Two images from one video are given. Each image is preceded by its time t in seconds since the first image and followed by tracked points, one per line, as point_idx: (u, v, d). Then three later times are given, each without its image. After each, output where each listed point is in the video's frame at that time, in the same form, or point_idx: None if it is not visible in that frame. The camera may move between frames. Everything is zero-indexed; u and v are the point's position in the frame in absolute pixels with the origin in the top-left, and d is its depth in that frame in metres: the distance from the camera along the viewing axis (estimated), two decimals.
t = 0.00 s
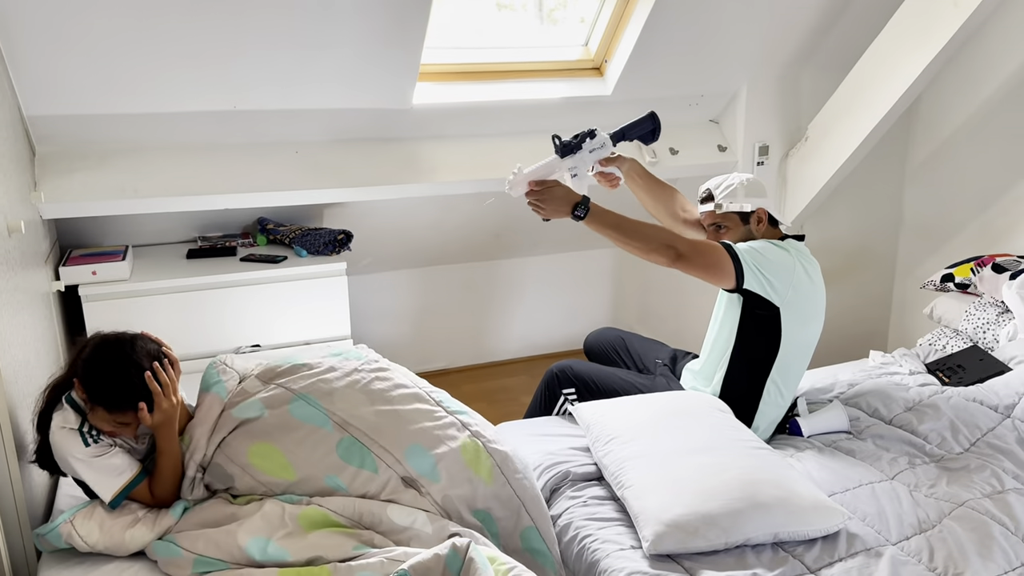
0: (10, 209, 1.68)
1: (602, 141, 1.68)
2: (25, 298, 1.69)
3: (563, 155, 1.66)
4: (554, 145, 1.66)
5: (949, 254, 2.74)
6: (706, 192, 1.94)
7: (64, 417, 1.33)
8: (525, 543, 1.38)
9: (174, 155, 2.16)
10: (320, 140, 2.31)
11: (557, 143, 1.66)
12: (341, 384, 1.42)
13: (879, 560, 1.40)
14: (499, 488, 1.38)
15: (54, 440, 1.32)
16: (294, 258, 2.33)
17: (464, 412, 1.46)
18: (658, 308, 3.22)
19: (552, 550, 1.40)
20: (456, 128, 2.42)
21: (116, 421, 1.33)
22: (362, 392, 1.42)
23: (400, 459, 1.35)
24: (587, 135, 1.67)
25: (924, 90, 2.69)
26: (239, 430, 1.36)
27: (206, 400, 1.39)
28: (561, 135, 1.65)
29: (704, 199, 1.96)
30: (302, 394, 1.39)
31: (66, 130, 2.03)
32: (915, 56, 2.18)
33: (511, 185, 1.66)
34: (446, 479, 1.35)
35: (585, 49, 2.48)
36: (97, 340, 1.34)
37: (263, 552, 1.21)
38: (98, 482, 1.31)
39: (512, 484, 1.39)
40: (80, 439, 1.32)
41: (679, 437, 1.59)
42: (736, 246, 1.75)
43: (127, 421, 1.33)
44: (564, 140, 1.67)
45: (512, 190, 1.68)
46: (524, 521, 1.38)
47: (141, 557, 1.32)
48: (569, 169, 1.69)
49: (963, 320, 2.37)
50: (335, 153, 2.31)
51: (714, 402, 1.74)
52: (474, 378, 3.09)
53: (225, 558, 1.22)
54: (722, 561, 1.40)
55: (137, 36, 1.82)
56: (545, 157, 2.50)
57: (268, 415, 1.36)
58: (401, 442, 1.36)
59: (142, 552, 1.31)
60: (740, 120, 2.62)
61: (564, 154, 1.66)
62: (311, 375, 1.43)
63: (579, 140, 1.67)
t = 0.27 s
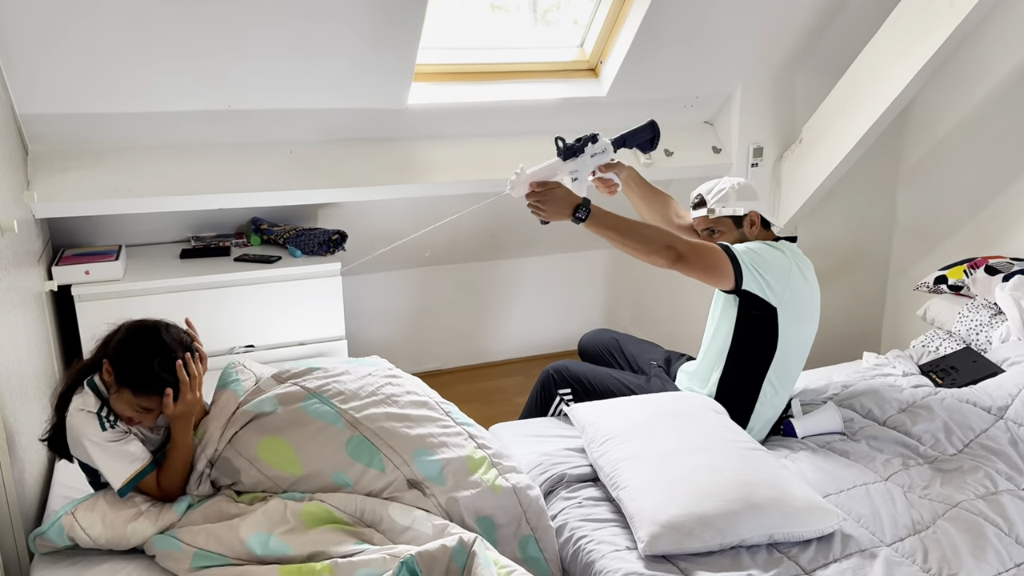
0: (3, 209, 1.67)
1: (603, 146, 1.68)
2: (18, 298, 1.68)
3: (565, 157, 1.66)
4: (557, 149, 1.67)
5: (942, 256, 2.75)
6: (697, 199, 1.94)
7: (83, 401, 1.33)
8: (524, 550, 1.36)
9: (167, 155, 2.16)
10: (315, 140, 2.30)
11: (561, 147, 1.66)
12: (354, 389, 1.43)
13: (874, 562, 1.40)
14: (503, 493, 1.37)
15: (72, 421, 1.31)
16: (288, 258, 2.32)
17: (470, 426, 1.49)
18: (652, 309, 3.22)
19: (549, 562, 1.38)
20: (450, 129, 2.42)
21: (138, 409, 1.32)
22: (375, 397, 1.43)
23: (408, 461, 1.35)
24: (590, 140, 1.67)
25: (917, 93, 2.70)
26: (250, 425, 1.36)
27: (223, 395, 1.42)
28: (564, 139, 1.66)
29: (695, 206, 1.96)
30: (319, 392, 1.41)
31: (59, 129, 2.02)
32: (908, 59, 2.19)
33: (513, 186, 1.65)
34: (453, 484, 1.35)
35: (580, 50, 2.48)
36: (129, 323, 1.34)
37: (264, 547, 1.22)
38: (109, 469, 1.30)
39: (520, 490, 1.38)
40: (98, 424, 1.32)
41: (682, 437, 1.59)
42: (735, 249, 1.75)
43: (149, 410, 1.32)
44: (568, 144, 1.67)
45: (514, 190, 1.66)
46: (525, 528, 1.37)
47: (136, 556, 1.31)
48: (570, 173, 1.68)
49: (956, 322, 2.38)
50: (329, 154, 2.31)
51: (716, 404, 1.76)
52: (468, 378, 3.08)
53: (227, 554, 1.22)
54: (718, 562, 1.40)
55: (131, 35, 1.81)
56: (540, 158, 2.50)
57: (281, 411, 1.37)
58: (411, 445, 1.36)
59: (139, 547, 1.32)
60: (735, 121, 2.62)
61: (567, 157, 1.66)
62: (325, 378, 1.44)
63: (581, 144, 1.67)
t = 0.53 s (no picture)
0: None
1: (595, 157, 1.68)
2: (7, 298, 1.67)
3: (557, 169, 1.66)
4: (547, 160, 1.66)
5: (932, 259, 2.76)
6: (689, 205, 1.95)
7: (95, 395, 1.35)
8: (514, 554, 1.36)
9: (159, 154, 2.14)
10: (307, 140, 2.29)
11: (551, 159, 1.66)
12: (350, 391, 1.42)
13: (865, 565, 1.40)
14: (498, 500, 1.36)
15: (80, 415, 1.34)
16: (279, 258, 2.31)
17: (467, 432, 1.48)
18: (644, 311, 3.22)
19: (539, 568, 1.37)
20: (443, 130, 2.41)
21: (154, 406, 1.35)
22: (370, 400, 1.42)
23: (403, 466, 1.34)
24: (581, 151, 1.67)
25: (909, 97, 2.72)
26: (244, 428, 1.36)
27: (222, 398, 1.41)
28: (554, 151, 1.66)
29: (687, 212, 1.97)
30: (313, 396, 1.39)
31: (49, 127, 2.00)
32: (898, 63, 2.20)
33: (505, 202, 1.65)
34: (448, 489, 1.34)
35: (573, 52, 2.48)
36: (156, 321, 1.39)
37: (260, 545, 1.21)
38: (111, 465, 1.31)
39: (512, 496, 1.37)
40: (106, 418, 1.33)
41: (676, 440, 1.59)
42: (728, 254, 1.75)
43: (165, 408, 1.36)
44: (558, 156, 1.66)
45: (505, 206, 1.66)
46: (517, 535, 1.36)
47: (128, 558, 1.31)
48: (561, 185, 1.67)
49: (946, 324, 2.39)
50: (322, 154, 2.30)
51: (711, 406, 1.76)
52: (460, 379, 3.08)
53: (222, 553, 1.22)
54: (710, 565, 1.40)
55: (122, 34, 1.80)
56: (533, 160, 2.50)
57: (275, 414, 1.36)
58: (406, 449, 1.35)
59: (132, 547, 1.31)
60: (727, 124, 2.63)
61: (558, 169, 1.66)
62: (319, 381, 1.43)
63: (572, 157, 1.67)
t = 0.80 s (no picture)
0: None
1: (593, 159, 1.72)
2: None
3: (556, 168, 1.68)
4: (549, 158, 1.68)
5: (924, 261, 2.78)
6: (682, 207, 1.96)
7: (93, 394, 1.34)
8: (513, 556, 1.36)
9: (151, 153, 2.13)
10: (301, 139, 2.28)
11: (552, 156, 1.67)
12: (347, 395, 1.43)
13: (858, 566, 1.41)
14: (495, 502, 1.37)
15: (78, 413, 1.32)
16: (272, 258, 2.30)
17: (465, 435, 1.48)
18: (637, 312, 3.23)
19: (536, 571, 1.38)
20: (437, 130, 2.41)
21: (152, 410, 1.34)
22: (368, 404, 1.43)
23: (400, 470, 1.35)
24: (581, 151, 1.70)
25: (902, 99, 2.73)
26: (241, 430, 1.37)
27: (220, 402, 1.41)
28: (556, 149, 1.68)
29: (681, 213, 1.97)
30: (311, 400, 1.40)
31: (41, 126, 1.99)
32: (891, 66, 2.21)
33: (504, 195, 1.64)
34: (444, 492, 1.35)
35: (567, 53, 2.48)
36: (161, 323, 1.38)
37: (251, 550, 1.20)
38: (103, 466, 1.30)
39: (512, 497, 1.37)
40: (103, 419, 1.32)
41: (669, 442, 1.59)
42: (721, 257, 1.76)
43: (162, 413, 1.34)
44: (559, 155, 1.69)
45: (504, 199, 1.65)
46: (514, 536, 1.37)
47: (118, 560, 1.30)
48: (560, 185, 1.70)
49: (938, 326, 2.40)
50: (316, 153, 2.29)
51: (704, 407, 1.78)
52: (453, 380, 3.07)
53: (213, 557, 1.21)
54: (704, 566, 1.40)
55: (114, 32, 1.79)
56: (527, 160, 2.50)
57: (274, 417, 1.38)
58: (403, 453, 1.36)
59: (122, 550, 1.30)
60: (720, 125, 2.64)
61: (558, 168, 1.68)
62: (317, 386, 1.44)
63: (572, 156, 1.70)
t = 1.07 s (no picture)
0: None
1: (592, 186, 1.67)
2: None
3: (557, 192, 1.63)
4: (550, 182, 1.64)
5: (918, 262, 2.79)
6: (683, 194, 1.91)
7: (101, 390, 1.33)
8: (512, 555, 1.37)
9: (145, 151, 2.12)
10: (295, 137, 2.27)
11: (554, 181, 1.63)
12: (347, 396, 1.46)
13: (854, 566, 1.41)
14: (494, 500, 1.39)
15: (85, 406, 1.32)
16: (267, 256, 2.29)
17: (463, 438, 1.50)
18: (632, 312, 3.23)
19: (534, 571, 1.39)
20: (432, 129, 2.40)
21: (157, 412, 1.32)
22: (367, 404, 1.46)
23: (398, 465, 1.36)
24: (580, 178, 1.67)
25: (897, 100, 2.74)
26: (242, 428, 1.37)
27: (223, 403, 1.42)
28: (559, 174, 1.64)
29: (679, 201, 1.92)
30: (313, 399, 1.43)
31: (35, 123, 1.98)
32: (886, 68, 2.22)
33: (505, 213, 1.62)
34: (442, 490, 1.37)
35: (563, 53, 2.48)
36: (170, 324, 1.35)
37: (248, 549, 1.19)
38: (107, 462, 1.29)
39: (512, 497, 1.40)
40: (111, 414, 1.31)
41: (665, 442, 1.59)
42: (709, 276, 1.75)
43: (167, 416, 1.33)
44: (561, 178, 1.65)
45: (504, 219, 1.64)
46: (513, 535, 1.38)
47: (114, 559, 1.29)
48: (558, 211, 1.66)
49: (932, 327, 2.41)
50: (310, 152, 2.28)
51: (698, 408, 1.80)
52: (448, 379, 3.07)
53: (209, 556, 1.20)
54: (701, 566, 1.40)
55: (108, 29, 1.78)
56: (523, 160, 2.49)
57: (274, 414, 1.39)
58: (402, 450, 1.39)
59: (117, 548, 1.29)
60: (716, 126, 2.64)
61: (559, 193, 1.64)
62: (318, 386, 1.47)
63: (572, 182, 1.66)
